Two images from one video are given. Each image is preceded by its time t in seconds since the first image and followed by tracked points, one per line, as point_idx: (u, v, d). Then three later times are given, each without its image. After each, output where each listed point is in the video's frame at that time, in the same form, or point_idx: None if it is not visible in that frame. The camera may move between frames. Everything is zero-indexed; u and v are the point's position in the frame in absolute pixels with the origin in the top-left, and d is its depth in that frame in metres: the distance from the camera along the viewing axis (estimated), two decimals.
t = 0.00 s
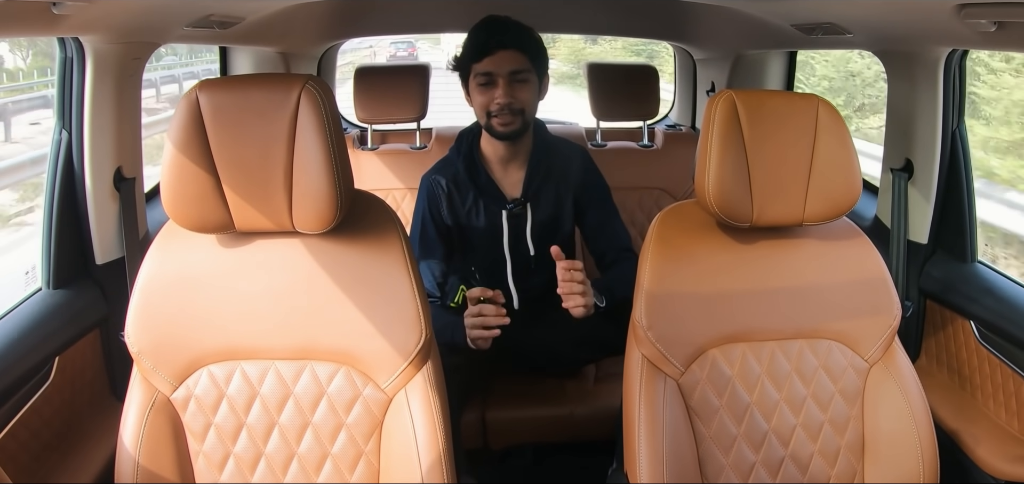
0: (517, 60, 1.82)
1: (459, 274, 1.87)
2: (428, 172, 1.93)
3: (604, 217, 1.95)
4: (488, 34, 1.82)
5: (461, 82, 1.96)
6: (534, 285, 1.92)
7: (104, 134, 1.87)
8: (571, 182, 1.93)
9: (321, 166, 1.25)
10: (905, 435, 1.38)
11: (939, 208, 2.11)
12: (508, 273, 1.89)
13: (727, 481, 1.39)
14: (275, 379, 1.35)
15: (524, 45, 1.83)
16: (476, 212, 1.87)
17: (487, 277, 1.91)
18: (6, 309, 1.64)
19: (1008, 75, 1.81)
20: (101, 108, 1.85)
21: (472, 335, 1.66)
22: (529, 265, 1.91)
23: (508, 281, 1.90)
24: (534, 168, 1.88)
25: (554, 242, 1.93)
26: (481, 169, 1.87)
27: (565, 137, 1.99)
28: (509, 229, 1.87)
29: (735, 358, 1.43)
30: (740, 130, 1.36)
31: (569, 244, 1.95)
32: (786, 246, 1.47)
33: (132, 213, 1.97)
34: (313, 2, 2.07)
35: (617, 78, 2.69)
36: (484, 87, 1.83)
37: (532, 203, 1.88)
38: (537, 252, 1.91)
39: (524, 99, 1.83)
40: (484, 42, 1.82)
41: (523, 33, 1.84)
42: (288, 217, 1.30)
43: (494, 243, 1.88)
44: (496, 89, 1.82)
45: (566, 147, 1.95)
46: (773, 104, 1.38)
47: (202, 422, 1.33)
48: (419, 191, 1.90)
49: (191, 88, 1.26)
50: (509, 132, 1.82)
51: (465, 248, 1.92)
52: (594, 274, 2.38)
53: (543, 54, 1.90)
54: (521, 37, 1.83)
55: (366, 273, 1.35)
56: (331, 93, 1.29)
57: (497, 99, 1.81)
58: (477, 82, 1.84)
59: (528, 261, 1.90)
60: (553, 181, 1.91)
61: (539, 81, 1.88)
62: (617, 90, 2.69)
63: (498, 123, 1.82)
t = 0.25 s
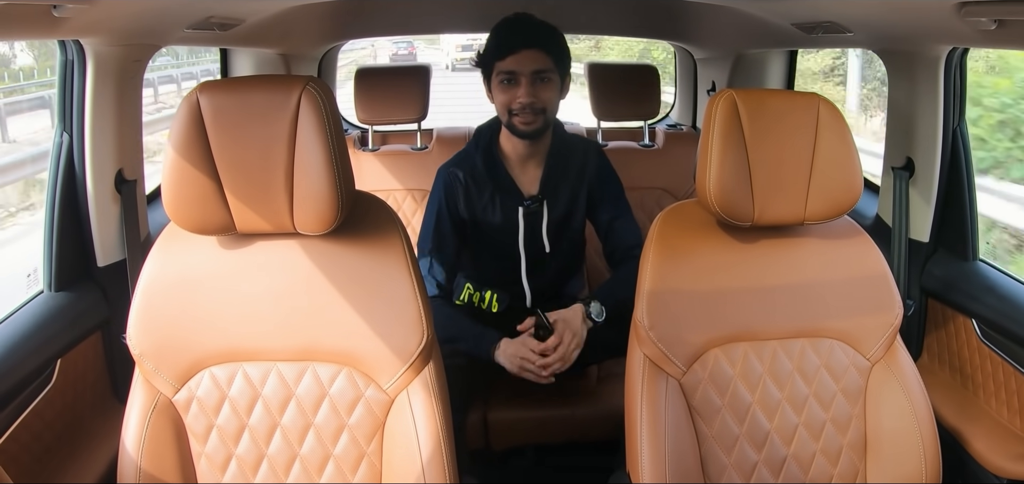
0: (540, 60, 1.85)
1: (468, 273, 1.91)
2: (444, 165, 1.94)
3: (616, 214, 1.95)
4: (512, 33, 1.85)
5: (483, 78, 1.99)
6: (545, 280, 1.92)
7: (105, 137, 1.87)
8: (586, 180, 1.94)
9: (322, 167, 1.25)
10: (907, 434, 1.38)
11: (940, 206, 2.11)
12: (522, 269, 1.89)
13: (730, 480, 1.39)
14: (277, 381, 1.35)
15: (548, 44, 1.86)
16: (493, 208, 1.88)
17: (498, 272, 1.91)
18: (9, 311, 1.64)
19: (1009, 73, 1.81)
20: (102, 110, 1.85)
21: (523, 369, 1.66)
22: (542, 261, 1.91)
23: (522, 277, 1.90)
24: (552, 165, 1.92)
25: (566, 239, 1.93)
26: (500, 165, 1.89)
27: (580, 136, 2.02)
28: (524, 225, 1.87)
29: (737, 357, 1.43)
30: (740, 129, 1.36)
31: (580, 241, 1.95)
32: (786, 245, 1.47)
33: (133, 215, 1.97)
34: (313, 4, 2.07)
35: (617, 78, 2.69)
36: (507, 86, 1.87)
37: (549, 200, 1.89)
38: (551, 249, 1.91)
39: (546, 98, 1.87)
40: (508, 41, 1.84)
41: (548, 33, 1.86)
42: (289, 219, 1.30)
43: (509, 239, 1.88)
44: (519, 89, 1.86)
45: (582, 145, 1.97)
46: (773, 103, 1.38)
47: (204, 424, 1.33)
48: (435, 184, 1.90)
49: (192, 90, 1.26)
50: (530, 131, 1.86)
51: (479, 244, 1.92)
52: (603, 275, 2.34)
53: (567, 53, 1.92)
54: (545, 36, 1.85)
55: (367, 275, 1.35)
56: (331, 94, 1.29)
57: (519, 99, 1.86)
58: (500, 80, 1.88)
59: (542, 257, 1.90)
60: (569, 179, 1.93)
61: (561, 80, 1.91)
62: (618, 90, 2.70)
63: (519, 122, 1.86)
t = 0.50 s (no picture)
0: (560, 58, 1.87)
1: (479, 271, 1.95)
2: (459, 160, 1.91)
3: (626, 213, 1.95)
4: (533, 31, 1.86)
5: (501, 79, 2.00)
6: (553, 278, 1.94)
7: (104, 139, 1.87)
8: (598, 181, 1.94)
9: (321, 168, 1.25)
10: (908, 432, 1.38)
11: (940, 204, 2.11)
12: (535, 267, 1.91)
13: (731, 480, 1.39)
14: (278, 382, 1.35)
15: (568, 44, 1.87)
16: (508, 204, 1.87)
17: (507, 268, 1.92)
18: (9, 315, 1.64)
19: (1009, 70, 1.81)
20: (102, 113, 1.85)
21: (542, 381, 1.66)
22: (553, 259, 1.92)
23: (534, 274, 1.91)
24: (565, 165, 1.91)
25: (576, 240, 1.93)
26: (515, 162, 1.88)
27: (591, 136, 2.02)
28: (538, 223, 1.87)
29: (738, 357, 1.43)
30: (740, 127, 1.36)
31: (588, 241, 1.95)
32: (787, 243, 1.47)
33: (133, 218, 1.97)
34: (312, 5, 2.07)
35: (617, 77, 2.69)
36: (526, 83, 1.88)
37: (562, 199, 1.89)
38: (563, 248, 1.92)
39: (564, 97, 1.88)
40: (529, 38, 1.86)
41: (568, 33, 1.88)
42: (289, 220, 1.30)
43: (523, 236, 1.88)
44: (538, 86, 1.86)
45: (597, 146, 1.97)
46: (773, 101, 1.38)
47: (205, 426, 1.33)
48: (450, 178, 1.88)
49: (192, 92, 1.26)
50: (548, 128, 1.85)
51: (492, 240, 1.91)
52: (605, 278, 2.35)
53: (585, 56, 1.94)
54: (565, 36, 1.87)
55: (368, 276, 1.35)
56: (330, 95, 1.29)
57: (539, 96, 1.86)
58: (520, 77, 1.89)
59: (554, 255, 1.91)
60: (582, 179, 1.92)
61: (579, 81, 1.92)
62: (617, 90, 2.70)
63: (537, 119, 1.85)
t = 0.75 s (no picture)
0: (560, 58, 1.84)
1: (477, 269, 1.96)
2: (457, 161, 1.91)
3: (623, 214, 1.95)
4: (534, 30, 1.84)
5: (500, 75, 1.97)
6: (551, 276, 1.94)
7: (102, 139, 1.87)
8: (596, 180, 1.94)
9: (319, 168, 1.25)
10: (906, 432, 1.39)
11: (938, 203, 2.11)
12: (533, 265, 1.91)
13: (729, 479, 1.39)
14: (275, 382, 1.35)
15: (568, 43, 1.85)
16: (505, 204, 1.87)
17: (507, 266, 1.93)
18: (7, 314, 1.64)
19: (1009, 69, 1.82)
20: (99, 113, 1.85)
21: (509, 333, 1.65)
22: (550, 257, 1.92)
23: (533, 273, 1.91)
24: (563, 164, 1.91)
25: (573, 239, 1.93)
26: (512, 162, 1.88)
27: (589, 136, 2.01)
28: (535, 223, 1.87)
29: (735, 356, 1.43)
30: (738, 127, 1.36)
31: (585, 240, 1.95)
32: (784, 243, 1.47)
33: (131, 218, 1.97)
34: (309, 5, 2.06)
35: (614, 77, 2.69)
36: (526, 82, 1.85)
37: (560, 198, 1.89)
38: (560, 247, 1.92)
39: (563, 97, 1.86)
40: (529, 38, 1.84)
41: (568, 32, 1.86)
42: (286, 220, 1.30)
43: (520, 236, 1.88)
44: (538, 86, 1.84)
45: (594, 146, 1.96)
46: (770, 101, 1.38)
47: (202, 426, 1.33)
48: (447, 180, 1.88)
49: (188, 92, 1.26)
50: (546, 129, 1.84)
51: (489, 240, 1.92)
52: (603, 278, 2.34)
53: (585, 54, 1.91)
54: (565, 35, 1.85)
55: (365, 275, 1.35)
56: (327, 95, 1.29)
57: (538, 96, 1.84)
58: (519, 77, 1.86)
59: (552, 254, 1.91)
60: (579, 178, 1.92)
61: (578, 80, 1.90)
62: (615, 90, 2.70)
63: (536, 120, 1.84)
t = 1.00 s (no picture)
0: (543, 48, 1.87)
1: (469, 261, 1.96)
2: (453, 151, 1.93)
3: (619, 215, 1.94)
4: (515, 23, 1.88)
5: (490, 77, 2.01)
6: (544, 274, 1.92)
7: (100, 140, 1.87)
8: (591, 180, 1.93)
9: (317, 168, 1.25)
10: (904, 431, 1.39)
11: (936, 202, 2.11)
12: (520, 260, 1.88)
13: (728, 479, 1.40)
14: (274, 382, 1.35)
15: (552, 33, 1.88)
16: (497, 197, 1.88)
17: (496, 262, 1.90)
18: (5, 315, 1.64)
19: (1002, 70, 1.82)
20: (98, 113, 1.85)
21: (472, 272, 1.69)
22: (542, 254, 1.90)
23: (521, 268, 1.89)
24: (557, 162, 1.90)
25: (566, 237, 1.92)
26: (506, 156, 1.88)
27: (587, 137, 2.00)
28: (526, 217, 1.87)
29: (734, 356, 1.43)
30: (736, 125, 1.36)
31: (581, 240, 1.94)
32: (782, 243, 1.47)
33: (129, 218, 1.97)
34: (307, 4, 2.06)
35: (613, 77, 2.69)
36: (512, 75, 1.89)
37: (552, 196, 1.88)
38: (551, 244, 1.90)
39: (550, 86, 1.88)
40: (511, 31, 1.88)
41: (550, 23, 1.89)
42: (284, 220, 1.30)
43: (510, 230, 1.89)
44: (523, 77, 1.87)
45: (592, 147, 1.95)
46: (769, 101, 1.38)
47: (201, 426, 1.33)
48: (441, 168, 1.90)
49: (186, 92, 1.26)
50: (535, 117, 1.85)
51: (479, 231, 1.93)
52: (601, 279, 2.35)
53: (571, 46, 1.94)
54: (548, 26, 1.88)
55: (363, 275, 1.35)
56: (326, 94, 1.29)
57: (525, 86, 1.86)
58: (505, 71, 1.90)
59: (540, 250, 1.89)
60: (574, 176, 1.91)
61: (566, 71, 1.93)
62: (613, 89, 2.70)
63: (525, 110, 1.85)
